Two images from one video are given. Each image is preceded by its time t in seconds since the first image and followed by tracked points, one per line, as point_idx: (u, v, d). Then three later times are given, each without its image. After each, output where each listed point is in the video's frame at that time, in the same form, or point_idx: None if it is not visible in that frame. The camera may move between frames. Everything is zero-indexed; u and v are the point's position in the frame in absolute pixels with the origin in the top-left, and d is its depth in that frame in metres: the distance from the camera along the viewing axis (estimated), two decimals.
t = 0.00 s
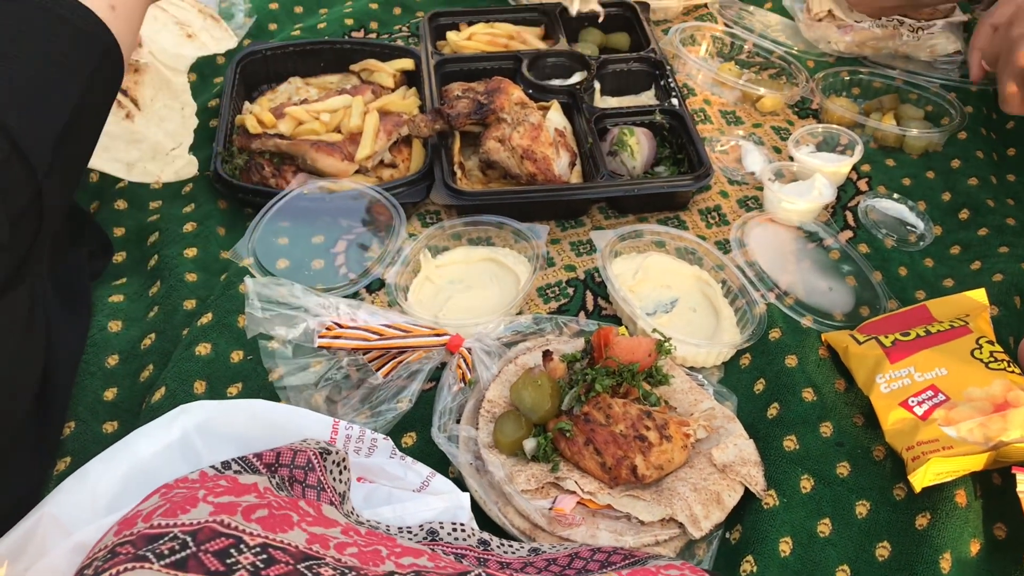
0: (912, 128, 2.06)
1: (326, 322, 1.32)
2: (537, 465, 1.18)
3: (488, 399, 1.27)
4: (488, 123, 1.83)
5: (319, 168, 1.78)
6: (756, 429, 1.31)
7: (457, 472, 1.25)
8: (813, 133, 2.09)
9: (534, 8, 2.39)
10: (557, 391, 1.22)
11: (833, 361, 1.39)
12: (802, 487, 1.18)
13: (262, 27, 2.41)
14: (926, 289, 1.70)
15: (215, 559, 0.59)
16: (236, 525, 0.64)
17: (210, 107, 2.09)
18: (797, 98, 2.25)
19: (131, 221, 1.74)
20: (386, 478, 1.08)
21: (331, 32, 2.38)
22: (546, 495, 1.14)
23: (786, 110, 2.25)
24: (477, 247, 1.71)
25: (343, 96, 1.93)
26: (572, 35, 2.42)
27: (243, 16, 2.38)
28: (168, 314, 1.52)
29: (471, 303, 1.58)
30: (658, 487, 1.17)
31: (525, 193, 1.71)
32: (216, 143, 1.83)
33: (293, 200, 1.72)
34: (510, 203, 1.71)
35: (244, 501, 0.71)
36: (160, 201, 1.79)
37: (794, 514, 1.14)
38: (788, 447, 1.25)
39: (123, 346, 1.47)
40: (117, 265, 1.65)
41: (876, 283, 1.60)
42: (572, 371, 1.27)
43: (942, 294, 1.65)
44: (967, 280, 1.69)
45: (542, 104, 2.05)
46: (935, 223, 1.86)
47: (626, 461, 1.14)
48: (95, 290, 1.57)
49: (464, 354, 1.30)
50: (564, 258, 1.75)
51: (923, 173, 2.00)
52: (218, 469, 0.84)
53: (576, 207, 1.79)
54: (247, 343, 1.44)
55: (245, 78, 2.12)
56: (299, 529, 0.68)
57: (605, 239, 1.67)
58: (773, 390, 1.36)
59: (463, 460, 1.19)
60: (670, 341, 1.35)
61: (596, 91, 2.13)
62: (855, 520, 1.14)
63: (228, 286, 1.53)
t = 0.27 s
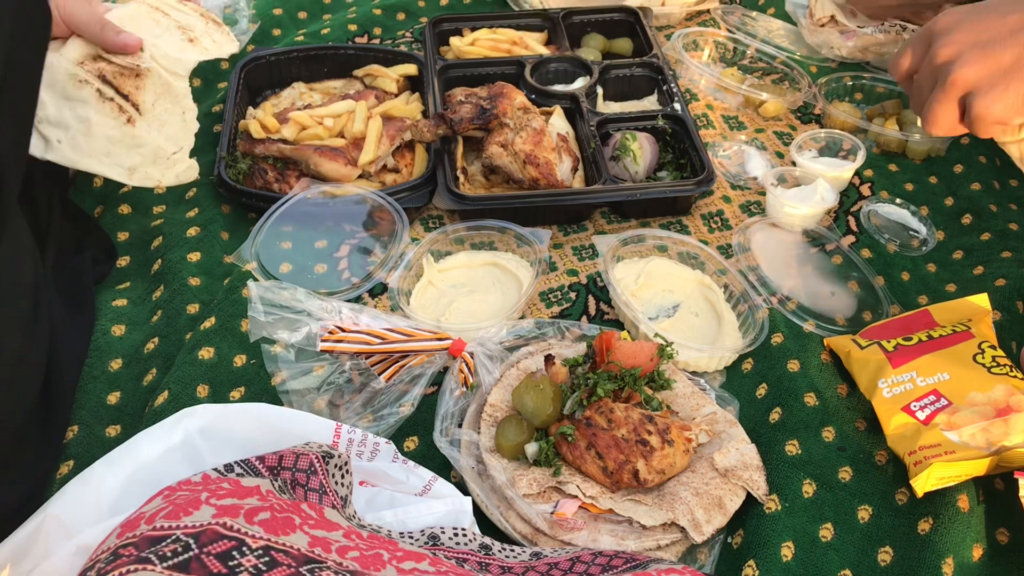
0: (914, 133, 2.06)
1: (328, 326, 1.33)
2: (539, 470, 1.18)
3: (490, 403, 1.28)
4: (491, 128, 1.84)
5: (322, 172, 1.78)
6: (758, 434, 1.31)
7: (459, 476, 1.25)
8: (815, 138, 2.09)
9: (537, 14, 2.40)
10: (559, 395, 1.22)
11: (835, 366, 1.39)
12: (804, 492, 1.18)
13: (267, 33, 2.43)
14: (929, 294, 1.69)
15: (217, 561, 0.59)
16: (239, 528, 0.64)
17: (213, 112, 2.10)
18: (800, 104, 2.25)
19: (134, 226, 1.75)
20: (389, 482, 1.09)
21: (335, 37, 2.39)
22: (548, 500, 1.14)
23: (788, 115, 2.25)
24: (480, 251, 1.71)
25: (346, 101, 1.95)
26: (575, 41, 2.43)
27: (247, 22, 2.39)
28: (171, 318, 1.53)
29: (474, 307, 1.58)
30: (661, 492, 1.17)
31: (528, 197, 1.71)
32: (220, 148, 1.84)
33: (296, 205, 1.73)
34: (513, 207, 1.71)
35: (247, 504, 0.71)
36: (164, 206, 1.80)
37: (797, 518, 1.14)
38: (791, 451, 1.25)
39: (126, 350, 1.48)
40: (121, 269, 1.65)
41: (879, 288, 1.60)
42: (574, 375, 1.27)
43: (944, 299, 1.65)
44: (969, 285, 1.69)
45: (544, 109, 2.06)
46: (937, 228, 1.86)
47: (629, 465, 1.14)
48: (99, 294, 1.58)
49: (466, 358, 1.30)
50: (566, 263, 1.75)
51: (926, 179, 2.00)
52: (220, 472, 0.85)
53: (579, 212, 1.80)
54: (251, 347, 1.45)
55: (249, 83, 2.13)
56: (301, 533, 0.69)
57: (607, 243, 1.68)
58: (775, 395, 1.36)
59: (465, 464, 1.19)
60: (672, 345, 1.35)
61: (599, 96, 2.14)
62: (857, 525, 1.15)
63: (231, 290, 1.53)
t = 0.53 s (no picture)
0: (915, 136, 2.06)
1: (330, 329, 1.33)
2: (540, 472, 1.19)
3: (492, 406, 1.28)
4: (492, 131, 1.85)
5: (325, 176, 1.79)
6: (759, 436, 1.31)
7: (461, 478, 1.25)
8: (817, 141, 2.10)
9: (539, 18, 2.41)
10: (560, 397, 1.23)
11: (837, 368, 1.39)
12: (806, 494, 1.18)
13: (269, 37, 2.44)
14: (930, 296, 1.70)
15: (220, 562, 0.60)
16: (241, 530, 0.65)
17: (215, 116, 2.11)
18: (801, 106, 2.26)
19: (137, 229, 1.76)
20: (391, 485, 1.09)
21: (337, 41, 2.40)
22: (550, 502, 1.14)
23: (789, 118, 2.25)
24: (481, 254, 1.72)
25: (348, 105, 1.94)
26: (576, 44, 2.43)
27: (250, 26, 2.40)
28: (174, 321, 1.53)
29: (476, 310, 1.58)
30: (662, 494, 1.17)
31: (529, 200, 1.71)
32: (222, 152, 1.85)
33: (298, 208, 1.73)
34: (515, 210, 1.72)
35: (249, 505, 0.71)
36: (166, 209, 1.81)
37: (798, 520, 1.14)
38: (792, 453, 1.25)
39: (128, 353, 1.48)
40: (123, 272, 1.66)
41: (880, 290, 1.60)
42: (576, 377, 1.27)
43: (946, 301, 1.65)
44: (971, 287, 1.69)
45: (546, 112, 2.07)
46: (939, 230, 1.86)
47: (630, 467, 1.14)
48: (102, 297, 1.58)
49: (468, 361, 1.31)
50: (567, 265, 1.75)
51: (927, 181, 2.00)
52: (223, 474, 0.85)
53: (580, 215, 1.80)
54: (253, 349, 1.45)
55: (251, 87, 2.14)
56: (303, 534, 0.69)
57: (609, 246, 1.68)
58: (776, 397, 1.36)
59: (466, 466, 1.19)
60: (673, 348, 1.35)
61: (600, 99, 2.14)
62: (858, 527, 1.15)
63: (233, 293, 1.54)
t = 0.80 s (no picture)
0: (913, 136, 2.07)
1: (327, 330, 1.33)
2: (538, 472, 1.18)
3: (489, 407, 1.28)
4: (490, 132, 1.85)
5: (323, 177, 1.79)
6: (757, 436, 1.31)
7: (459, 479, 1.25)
8: (814, 141, 2.10)
9: (536, 19, 2.41)
10: (558, 398, 1.23)
11: (834, 369, 1.39)
12: (803, 494, 1.18)
13: (267, 39, 2.44)
14: (927, 297, 1.70)
15: (217, 562, 0.60)
16: (239, 530, 0.65)
17: (213, 118, 2.11)
18: (799, 107, 2.26)
19: (134, 231, 1.76)
20: (389, 486, 1.08)
21: (335, 43, 2.40)
22: (548, 502, 1.14)
23: (787, 119, 2.26)
24: (479, 255, 1.72)
25: (345, 106, 1.94)
26: (574, 46, 2.44)
27: (247, 28, 2.41)
28: (172, 322, 1.53)
29: (473, 311, 1.58)
30: (660, 494, 1.17)
31: (527, 201, 1.71)
32: (220, 154, 1.85)
33: (296, 210, 1.74)
34: (513, 211, 1.72)
35: (247, 506, 0.71)
36: (164, 211, 1.81)
37: (796, 520, 1.14)
38: (790, 453, 1.25)
39: (126, 354, 1.48)
40: (121, 274, 1.66)
41: (878, 290, 1.60)
42: (573, 378, 1.27)
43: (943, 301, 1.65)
44: (968, 288, 1.69)
45: (543, 113, 2.07)
46: (936, 231, 1.87)
47: (628, 468, 1.14)
48: (100, 299, 1.58)
49: (466, 362, 1.30)
50: (565, 266, 1.75)
51: (924, 182, 2.01)
52: (221, 474, 0.85)
53: (578, 216, 1.80)
54: (251, 351, 1.45)
55: (249, 90, 2.15)
56: (301, 534, 0.69)
57: (606, 246, 1.68)
58: (774, 397, 1.36)
59: (464, 467, 1.19)
60: (671, 348, 1.35)
61: (597, 100, 2.14)
62: (856, 527, 1.15)
63: (231, 294, 1.54)
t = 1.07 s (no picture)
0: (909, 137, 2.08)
1: (326, 331, 1.33)
2: (536, 472, 1.19)
3: (488, 407, 1.28)
4: (487, 134, 1.85)
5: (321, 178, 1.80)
6: (755, 436, 1.31)
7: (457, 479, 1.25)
8: (811, 142, 2.11)
9: (533, 22, 2.42)
10: (556, 398, 1.23)
11: (831, 368, 1.40)
12: (801, 493, 1.19)
13: (264, 41, 2.44)
14: (924, 297, 1.70)
15: (217, 562, 0.60)
16: (238, 530, 0.65)
17: (211, 120, 2.11)
18: (795, 109, 2.27)
19: (133, 233, 1.76)
20: (387, 486, 1.08)
21: (333, 45, 2.41)
22: (546, 503, 1.15)
23: (783, 121, 2.27)
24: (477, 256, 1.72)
25: (344, 108, 1.95)
26: (571, 47, 2.44)
27: (245, 31, 2.42)
28: (170, 324, 1.53)
29: (471, 312, 1.59)
30: (657, 494, 1.18)
31: (525, 203, 1.72)
32: (219, 155, 1.86)
33: (295, 212, 1.75)
34: (511, 213, 1.73)
35: (246, 506, 0.71)
36: (162, 213, 1.81)
37: (793, 520, 1.14)
38: (787, 453, 1.25)
39: (125, 356, 1.48)
40: (120, 276, 1.66)
41: (874, 291, 1.61)
42: (571, 378, 1.27)
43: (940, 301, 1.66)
44: (964, 288, 1.70)
45: (541, 115, 2.08)
46: (932, 231, 1.87)
47: (626, 468, 1.15)
48: (98, 300, 1.58)
49: (464, 362, 1.31)
50: (563, 267, 1.76)
51: (921, 182, 2.02)
52: (220, 475, 0.85)
53: (576, 217, 1.81)
54: (249, 352, 1.45)
55: (247, 92, 2.15)
56: (300, 534, 0.69)
57: (604, 248, 1.69)
58: (772, 397, 1.36)
59: (462, 467, 1.20)
60: (668, 349, 1.35)
61: (594, 101, 2.15)
62: (853, 526, 1.15)
63: (229, 296, 1.54)
